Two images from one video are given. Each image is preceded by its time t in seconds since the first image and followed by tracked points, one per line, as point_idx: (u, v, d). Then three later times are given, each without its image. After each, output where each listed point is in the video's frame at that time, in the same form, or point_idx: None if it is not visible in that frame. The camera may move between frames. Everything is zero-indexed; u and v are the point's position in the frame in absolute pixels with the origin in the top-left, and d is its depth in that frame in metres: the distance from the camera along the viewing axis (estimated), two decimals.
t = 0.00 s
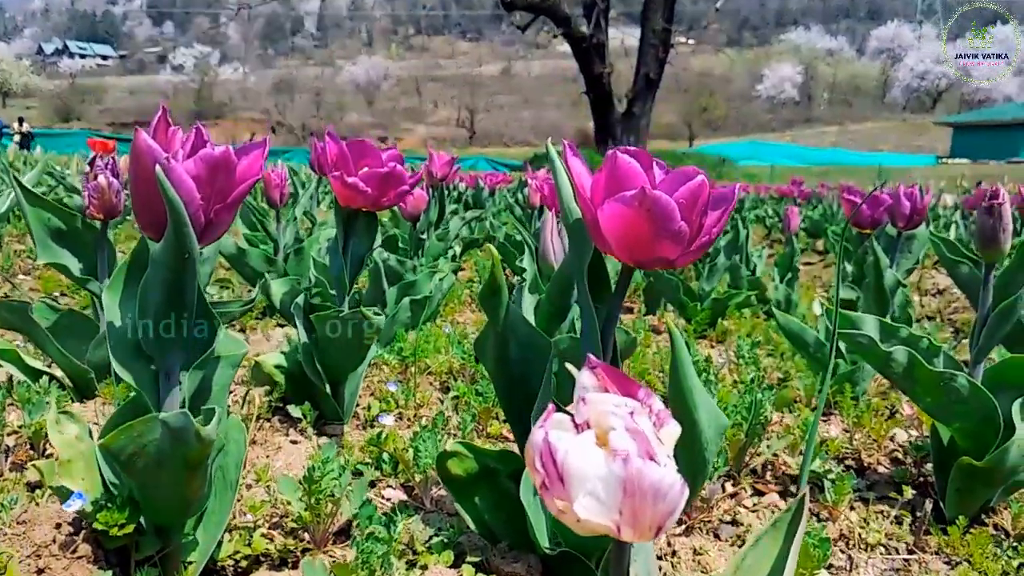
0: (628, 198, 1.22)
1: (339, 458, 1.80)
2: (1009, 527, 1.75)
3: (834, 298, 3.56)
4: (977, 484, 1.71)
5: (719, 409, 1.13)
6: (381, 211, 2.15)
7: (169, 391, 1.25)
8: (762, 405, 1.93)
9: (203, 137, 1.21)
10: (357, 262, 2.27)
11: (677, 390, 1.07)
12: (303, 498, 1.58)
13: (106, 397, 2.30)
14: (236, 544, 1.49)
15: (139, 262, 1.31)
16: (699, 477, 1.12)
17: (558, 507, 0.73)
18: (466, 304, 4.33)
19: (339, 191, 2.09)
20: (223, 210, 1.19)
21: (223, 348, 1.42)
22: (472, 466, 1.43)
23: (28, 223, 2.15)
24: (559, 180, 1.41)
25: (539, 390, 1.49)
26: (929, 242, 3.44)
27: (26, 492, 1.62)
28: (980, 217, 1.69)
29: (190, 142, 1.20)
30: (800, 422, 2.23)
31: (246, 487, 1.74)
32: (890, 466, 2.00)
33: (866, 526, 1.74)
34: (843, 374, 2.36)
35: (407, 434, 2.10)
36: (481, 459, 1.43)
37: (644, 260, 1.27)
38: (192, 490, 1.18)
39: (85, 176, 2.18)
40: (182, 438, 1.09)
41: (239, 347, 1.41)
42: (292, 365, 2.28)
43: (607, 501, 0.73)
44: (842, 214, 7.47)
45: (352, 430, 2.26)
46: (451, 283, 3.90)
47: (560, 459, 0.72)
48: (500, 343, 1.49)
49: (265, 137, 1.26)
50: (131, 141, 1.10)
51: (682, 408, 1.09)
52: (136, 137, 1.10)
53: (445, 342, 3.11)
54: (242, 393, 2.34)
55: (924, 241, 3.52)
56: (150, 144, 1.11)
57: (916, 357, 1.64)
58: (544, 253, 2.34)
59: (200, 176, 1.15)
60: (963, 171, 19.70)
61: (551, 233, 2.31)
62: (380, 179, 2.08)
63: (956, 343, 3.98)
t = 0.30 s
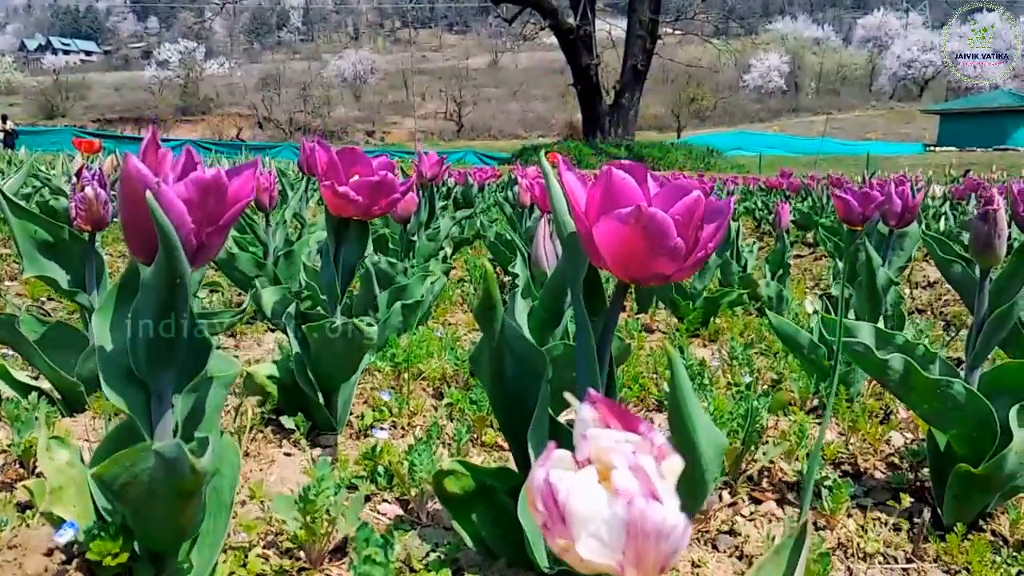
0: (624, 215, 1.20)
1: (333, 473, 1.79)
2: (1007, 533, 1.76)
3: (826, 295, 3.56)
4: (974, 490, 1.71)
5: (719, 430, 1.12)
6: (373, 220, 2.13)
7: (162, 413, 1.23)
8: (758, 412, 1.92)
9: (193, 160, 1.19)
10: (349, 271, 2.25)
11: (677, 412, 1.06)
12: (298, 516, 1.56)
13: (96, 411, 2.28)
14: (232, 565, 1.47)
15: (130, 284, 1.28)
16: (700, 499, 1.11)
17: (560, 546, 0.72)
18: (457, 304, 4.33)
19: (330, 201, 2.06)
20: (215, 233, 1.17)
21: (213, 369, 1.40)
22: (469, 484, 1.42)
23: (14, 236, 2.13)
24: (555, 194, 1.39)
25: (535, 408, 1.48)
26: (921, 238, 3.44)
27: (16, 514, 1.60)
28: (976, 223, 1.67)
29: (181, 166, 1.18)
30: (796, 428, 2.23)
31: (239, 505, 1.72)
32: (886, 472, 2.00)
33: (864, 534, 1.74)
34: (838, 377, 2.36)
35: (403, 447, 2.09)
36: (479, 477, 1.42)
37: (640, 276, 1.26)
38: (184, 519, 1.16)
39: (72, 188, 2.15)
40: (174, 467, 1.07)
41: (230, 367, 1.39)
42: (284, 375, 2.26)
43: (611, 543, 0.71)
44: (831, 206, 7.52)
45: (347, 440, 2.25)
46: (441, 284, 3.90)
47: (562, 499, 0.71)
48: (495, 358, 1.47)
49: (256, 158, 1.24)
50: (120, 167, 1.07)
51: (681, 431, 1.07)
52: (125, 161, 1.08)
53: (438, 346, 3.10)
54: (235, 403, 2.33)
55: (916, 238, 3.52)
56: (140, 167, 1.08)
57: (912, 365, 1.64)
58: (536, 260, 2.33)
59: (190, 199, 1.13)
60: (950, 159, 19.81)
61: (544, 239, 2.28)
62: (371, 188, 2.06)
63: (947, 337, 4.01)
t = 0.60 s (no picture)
0: (622, 230, 1.19)
1: (328, 484, 1.77)
2: (1005, 537, 1.75)
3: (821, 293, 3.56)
4: (971, 495, 1.71)
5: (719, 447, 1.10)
6: (366, 225, 2.12)
7: (154, 432, 1.21)
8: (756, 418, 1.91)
9: (183, 178, 1.18)
10: (341, 277, 2.24)
11: (677, 429, 1.05)
12: (294, 530, 1.55)
13: (88, 420, 2.26)
14: None
15: (122, 301, 1.27)
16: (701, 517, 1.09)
17: None
18: (451, 304, 4.33)
19: (322, 208, 2.05)
20: (206, 252, 1.16)
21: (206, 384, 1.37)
22: (466, 498, 1.41)
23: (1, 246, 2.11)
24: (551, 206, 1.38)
25: (531, 420, 1.46)
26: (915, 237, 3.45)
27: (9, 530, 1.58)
28: (974, 229, 1.66)
29: (171, 183, 1.17)
30: (792, 432, 2.22)
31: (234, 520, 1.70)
32: (883, 476, 1.99)
33: (863, 541, 1.73)
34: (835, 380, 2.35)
35: (398, 456, 2.08)
36: (476, 491, 1.41)
37: (637, 288, 1.25)
38: (179, 541, 1.15)
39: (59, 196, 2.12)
40: (168, 491, 1.06)
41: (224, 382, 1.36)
42: (278, 383, 2.24)
43: None
44: (822, 200, 7.54)
45: (341, 448, 2.23)
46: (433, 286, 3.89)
47: (565, 531, 0.70)
48: (490, 370, 1.45)
49: (248, 174, 1.23)
50: (108, 187, 1.06)
51: (682, 448, 1.06)
52: (114, 181, 1.07)
53: (432, 350, 3.08)
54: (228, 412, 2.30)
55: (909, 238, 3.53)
56: (129, 187, 1.08)
57: (910, 372, 1.64)
58: (531, 265, 2.31)
59: (181, 219, 1.12)
60: (940, 151, 19.88)
61: (539, 244, 2.27)
62: (364, 195, 2.04)
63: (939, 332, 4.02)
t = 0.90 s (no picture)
0: (620, 246, 1.18)
1: (322, 498, 1.76)
2: (1003, 543, 1.75)
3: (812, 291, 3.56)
4: (969, 500, 1.70)
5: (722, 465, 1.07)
6: (356, 234, 2.10)
7: (144, 456, 1.18)
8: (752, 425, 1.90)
9: (171, 197, 1.16)
10: (333, 284, 2.22)
11: (678, 449, 1.03)
12: (290, 547, 1.53)
13: (76, 432, 2.24)
14: None
15: (110, 322, 1.24)
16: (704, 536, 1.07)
17: None
18: (443, 305, 4.32)
19: (312, 217, 2.03)
20: (195, 273, 1.13)
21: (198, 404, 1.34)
22: (463, 515, 1.39)
23: None
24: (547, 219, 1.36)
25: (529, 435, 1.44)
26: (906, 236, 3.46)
27: None
28: (971, 235, 1.67)
29: (159, 204, 1.15)
30: (789, 436, 2.22)
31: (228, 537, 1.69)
32: (880, 481, 1.98)
33: (862, 549, 1.72)
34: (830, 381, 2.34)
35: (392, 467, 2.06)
36: (473, 507, 1.40)
37: (635, 304, 1.24)
38: (170, 568, 1.12)
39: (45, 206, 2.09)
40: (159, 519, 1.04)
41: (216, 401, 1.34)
42: (269, 392, 2.21)
43: None
44: (810, 193, 7.55)
45: (335, 457, 2.21)
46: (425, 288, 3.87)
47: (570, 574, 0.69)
48: (486, 385, 1.43)
49: (237, 193, 1.21)
50: (93, 210, 1.04)
51: (684, 470, 1.04)
52: (100, 203, 1.05)
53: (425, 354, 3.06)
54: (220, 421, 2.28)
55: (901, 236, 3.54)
56: (115, 210, 1.05)
57: (908, 379, 1.63)
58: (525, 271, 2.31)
59: (168, 240, 1.10)
60: (927, 142, 19.97)
61: (534, 250, 2.25)
62: (354, 203, 2.03)
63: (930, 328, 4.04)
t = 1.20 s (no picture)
0: (619, 257, 1.15)
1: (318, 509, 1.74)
2: (1001, 549, 1.74)
3: (807, 290, 3.55)
4: (966, 506, 1.69)
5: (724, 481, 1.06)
6: (350, 239, 2.06)
7: (138, 473, 1.15)
8: (750, 431, 1.89)
9: (163, 210, 1.12)
10: (326, 290, 2.20)
11: (682, 466, 1.01)
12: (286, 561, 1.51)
13: (67, 443, 2.22)
14: None
15: (101, 338, 1.21)
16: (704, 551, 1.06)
17: None
18: (436, 307, 4.30)
19: (305, 222, 1.99)
20: (189, 287, 1.10)
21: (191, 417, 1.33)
22: (461, 528, 1.38)
23: None
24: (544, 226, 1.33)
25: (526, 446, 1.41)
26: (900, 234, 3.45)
27: None
28: (969, 238, 1.64)
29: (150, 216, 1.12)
30: (785, 440, 2.21)
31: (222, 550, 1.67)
32: (878, 486, 1.98)
33: (861, 557, 1.71)
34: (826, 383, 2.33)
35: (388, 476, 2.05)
36: (471, 520, 1.38)
37: (634, 314, 1.22)
38: None
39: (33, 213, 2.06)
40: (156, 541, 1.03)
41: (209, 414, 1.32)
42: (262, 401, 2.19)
43: None
44: (803, 189, 7.54)
45: (329, 466, 2.19)
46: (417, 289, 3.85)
47: None
48: (483, 397, 1.40)
49: (230, 203, 1.17)
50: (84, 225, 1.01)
51: (684, 482, 1.02)
52: (90, 219, 1.02)
53: (419, 358, 3.05)
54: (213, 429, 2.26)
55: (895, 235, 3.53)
56: (106, 226, 1.02)
57: (907, 385, 1.62)
58: (519, 275, 2.30)
59: (161, 255, 1.06)
60: (917, 135, 20.01)
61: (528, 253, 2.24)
62: (348, 208, 1.99)
63: (925, 326, 4.03)
